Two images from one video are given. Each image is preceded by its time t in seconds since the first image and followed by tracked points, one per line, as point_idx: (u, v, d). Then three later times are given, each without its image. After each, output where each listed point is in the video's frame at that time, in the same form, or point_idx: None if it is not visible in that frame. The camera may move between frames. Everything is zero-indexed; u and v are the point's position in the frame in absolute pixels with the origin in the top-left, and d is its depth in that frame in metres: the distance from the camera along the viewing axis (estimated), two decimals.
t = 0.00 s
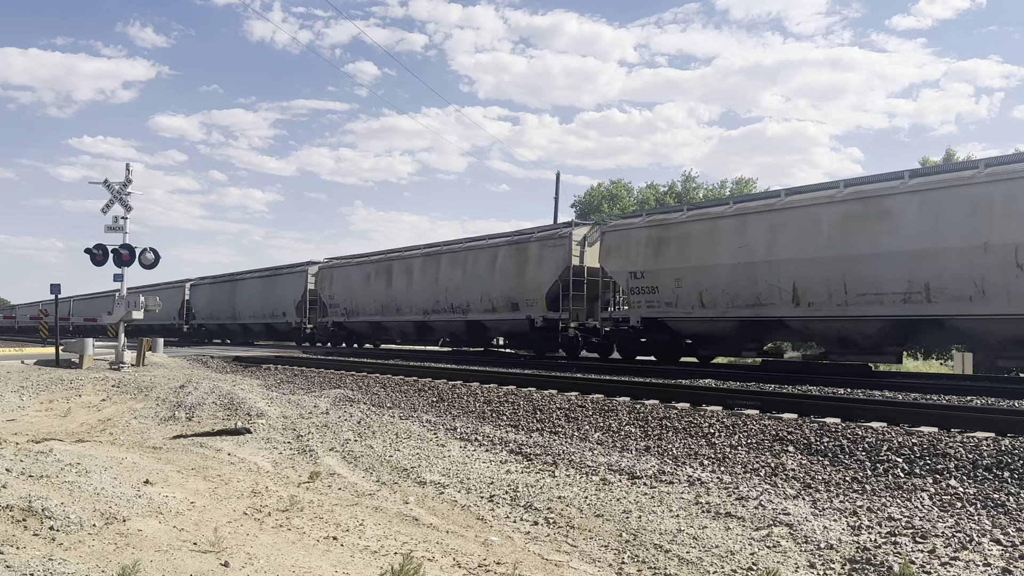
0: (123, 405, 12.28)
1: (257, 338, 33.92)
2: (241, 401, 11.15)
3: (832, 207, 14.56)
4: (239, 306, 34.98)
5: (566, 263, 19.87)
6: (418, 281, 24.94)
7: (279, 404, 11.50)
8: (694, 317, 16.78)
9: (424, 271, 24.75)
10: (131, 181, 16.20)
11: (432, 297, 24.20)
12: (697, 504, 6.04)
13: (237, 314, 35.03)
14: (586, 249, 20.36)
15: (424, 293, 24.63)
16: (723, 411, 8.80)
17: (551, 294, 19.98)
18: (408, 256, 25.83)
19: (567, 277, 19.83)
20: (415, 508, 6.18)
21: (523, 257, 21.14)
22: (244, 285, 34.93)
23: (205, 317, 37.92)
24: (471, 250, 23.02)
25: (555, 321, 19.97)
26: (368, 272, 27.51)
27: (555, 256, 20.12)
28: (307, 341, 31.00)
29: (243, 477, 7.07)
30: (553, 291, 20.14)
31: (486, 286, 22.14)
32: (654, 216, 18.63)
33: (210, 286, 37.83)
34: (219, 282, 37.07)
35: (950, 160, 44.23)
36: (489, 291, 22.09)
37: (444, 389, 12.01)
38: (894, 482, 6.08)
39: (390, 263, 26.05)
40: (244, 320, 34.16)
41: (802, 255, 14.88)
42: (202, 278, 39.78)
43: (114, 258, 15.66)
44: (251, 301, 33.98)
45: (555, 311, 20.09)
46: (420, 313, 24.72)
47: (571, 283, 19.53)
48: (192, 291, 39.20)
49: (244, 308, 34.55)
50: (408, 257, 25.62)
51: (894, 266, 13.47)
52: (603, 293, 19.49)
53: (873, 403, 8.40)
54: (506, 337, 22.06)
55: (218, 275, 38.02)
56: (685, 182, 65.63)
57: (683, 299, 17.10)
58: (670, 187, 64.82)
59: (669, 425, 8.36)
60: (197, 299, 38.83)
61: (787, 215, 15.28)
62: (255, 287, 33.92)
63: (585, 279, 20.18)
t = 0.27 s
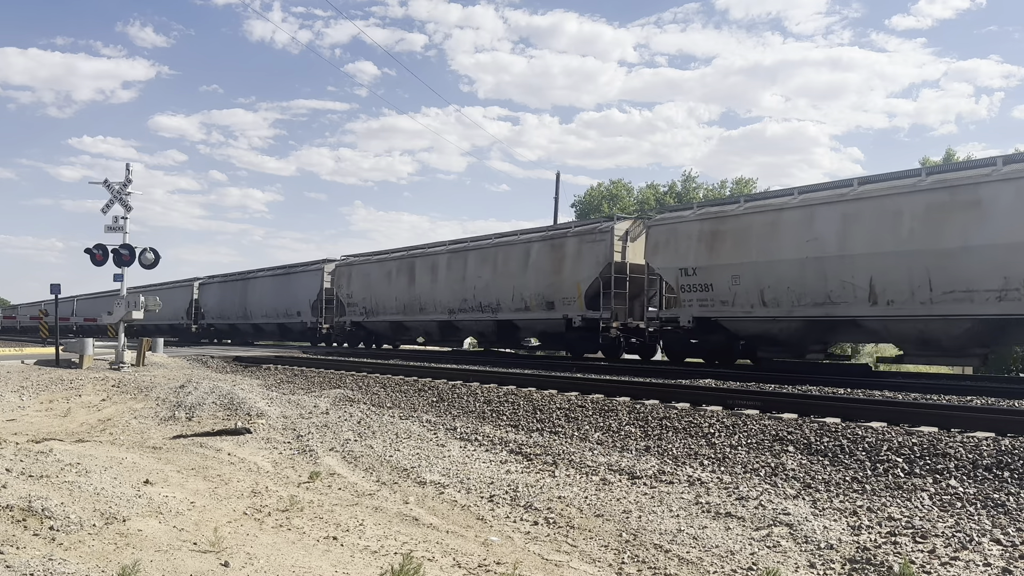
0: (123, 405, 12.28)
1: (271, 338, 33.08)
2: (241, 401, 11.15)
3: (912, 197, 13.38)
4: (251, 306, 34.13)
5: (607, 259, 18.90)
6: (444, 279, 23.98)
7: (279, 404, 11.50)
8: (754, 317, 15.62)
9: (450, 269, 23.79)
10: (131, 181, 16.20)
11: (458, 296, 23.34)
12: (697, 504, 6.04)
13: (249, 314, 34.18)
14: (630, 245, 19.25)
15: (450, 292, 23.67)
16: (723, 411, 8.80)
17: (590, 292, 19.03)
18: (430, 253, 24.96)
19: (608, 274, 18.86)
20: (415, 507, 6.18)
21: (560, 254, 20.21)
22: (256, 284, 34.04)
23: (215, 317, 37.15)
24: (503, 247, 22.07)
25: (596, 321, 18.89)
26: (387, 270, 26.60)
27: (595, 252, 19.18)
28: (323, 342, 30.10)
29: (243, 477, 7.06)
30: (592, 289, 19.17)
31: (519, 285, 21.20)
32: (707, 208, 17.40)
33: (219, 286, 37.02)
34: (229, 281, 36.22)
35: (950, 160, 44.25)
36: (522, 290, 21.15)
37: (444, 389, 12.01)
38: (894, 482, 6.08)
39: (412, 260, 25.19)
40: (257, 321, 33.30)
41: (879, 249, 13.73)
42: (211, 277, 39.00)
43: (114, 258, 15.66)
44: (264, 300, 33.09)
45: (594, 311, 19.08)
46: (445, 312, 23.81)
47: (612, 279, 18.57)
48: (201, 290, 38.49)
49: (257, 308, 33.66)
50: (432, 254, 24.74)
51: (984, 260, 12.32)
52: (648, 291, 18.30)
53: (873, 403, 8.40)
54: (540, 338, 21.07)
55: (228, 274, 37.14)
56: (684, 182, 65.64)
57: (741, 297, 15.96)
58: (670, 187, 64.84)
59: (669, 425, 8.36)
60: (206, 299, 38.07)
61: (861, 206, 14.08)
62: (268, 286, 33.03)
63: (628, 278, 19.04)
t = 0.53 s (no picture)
0: (123, 405, 12.29)
1: (285, 339, 32.27)
2: (241, 401, 11.15)
3: (1010, 184, 12.01)
4: (264, 305, 33.30)
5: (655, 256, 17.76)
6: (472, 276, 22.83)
7: (279, 404, 11.50)
8: (824, 317, 14.34)
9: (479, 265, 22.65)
10: (131, 181, 16.19)
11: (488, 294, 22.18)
12: (697, 504, 6.04)
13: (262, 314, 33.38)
14: (677, 240, 18.05)
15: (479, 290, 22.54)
16: (723, 411, 8.80)
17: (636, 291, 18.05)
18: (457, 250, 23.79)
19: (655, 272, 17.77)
20: (414, 508, 6.18)
21: (599, 249, 19.10)
22: (270, 283, 33.22)
23: (226, 317, 36.36)
24: (536, 242, 20.94)
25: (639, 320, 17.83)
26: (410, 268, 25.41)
27: (638, 247, 18.09)
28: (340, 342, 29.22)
29: (243, 477, 7.07)
30: (638, 288, 18.04)
31: (554, 282, 20.11)
32: (769, 199, 16.06)
33: (230, 285, 36.24)
34: (240, 280, 35.44)
35: (950, 160, 44.26)
36: (558, 287, 20.04)
37: (444, 389, 12.02)
38: (894, 482, 6.08)
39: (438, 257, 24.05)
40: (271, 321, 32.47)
41: (971, 242, 12.42)
42: (221, 276, 38.28)
43: (114, 258, 15.66)
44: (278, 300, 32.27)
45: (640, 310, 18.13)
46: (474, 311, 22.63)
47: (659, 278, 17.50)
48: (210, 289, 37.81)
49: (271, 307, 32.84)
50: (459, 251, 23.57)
51: None
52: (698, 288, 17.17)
53: (873, 403, 8.40)
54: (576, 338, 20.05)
55: (239, 273, 36.39)
56: (685, 182, 65.65)
57: (809, 296, 14.70)
58: (671, 187, 64.86)
59: (669, 425, 8.36)
60: (216, 299, 37.32)
61: (950, 195, 12.74)
62: (282, 286, 32.24)
63: (675, 274, 17.86)
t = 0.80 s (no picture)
0: (123, 405, 12.29)
1: (300, 339, 31.19)
2: (241, 401, 11.15)
3: None
4: (279, 305, 32.18)
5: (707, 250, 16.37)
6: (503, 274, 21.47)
7: (279, 404, 11.50)
8: (906, 316, 13.30)
9: (510, 262, 21.27)
10: (130, 181, 16.19)
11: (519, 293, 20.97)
12: (697, 504, 6.04)
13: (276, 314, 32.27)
14: (733, 234, 16.55)
15: (511, 288, 21.18)
16: (723, 411, 8.80)
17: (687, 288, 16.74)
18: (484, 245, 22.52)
19: (708, 268, 16.41)
20: (414, 507, 6.18)
21: (645, 244, 17.72)
22: (285, 281, 32.12)
23: (237, 316, 35.36)
24: (574, 237, 19.53)
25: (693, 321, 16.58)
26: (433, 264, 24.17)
27: (689, 242, 16.67)
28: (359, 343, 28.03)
29: (243, 477, 7.07)
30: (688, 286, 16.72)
31: (594, 279, 18.75)
32: (838, 189, 14.94)
33: (242, 283, 35.24)
34: (253, 278, 34.40)
35: (950, 160, 44.31)
36: (599, 285, 18.67)
37: (444, 389, 12.01)
38: (894, 482, 6.08)
39: (464, 252, 22.83)
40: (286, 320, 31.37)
41: None
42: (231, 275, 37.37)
43: (114, 258, 15.66)
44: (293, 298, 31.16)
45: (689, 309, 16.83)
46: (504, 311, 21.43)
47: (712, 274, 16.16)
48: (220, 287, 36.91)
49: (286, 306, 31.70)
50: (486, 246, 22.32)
51: None
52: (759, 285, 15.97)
53: (873, 403, 8.40)
54: (617, 339, 18.78)
55: (250, 271, 35.37)
56: (685, 182, 65.69)
57: (888, 293, 13.62)
58: (671, 187, 64.88)
59: (669, 425, 8.36)
60: (226, 298, 36.33)
61: None
62: (297, 284, 31.12)
63: (731, 270, 16.52)
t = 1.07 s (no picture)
0: (123, 405, 12.28)
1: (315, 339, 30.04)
2: (241, 401, 11.15)
3: None
4: (293, 303, 31.02)
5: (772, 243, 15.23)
6: (537, 271, 20.46)
7: (279, 404, 11.50)
8: (999, 315, 12.20)
9: (545, 259, 20.26)
10: (131, 181, 16.17)
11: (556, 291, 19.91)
12: (697, 504, 6.04)
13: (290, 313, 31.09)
14: (795, 227, 15.43)
15: (545, 285, 20.20)
16: (723, 411, 8.80)
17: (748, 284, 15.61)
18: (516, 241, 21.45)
19: (771, 263, 15.30)
20: (414, 507, 6.18)
21: (696, 240, 16.64)
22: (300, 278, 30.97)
23: (247, 315, 34.25)
24: (616, 232, 18.49)
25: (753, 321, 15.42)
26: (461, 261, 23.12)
27: (748, 237, 15.56)
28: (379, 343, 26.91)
29: (243, 477, 7.07)
30: (747, 283, 15.64)
31: (639, 277, 17.71)
32: (920, 176, 13.77)
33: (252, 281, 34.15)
34: (264, 276, 33.27)
35: (949, 160, 44.36)
36: (644, 284, 17.61)
37: (444, 389, 12.02)
38: (894, 482, 6.08)
39: (494, 249, 21.77)
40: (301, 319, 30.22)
41: None
42: (241, 273, 36.41)
43: (114, 258, 15.65)
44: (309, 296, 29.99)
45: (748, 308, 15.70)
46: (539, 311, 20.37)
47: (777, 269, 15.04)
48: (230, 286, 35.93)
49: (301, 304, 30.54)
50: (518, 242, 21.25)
51: None
52: (827, 282, 14.89)
53: (873, 402, 8.40)
54: (665, 340, 17.69)
55: (262, 269, 34.31)
56: (685, 182, 65.70)
57: (979, 291, 12.51)
58: (671, 187, 64.90)
59: (669, 425, 8.36)
60: (236, 297, 35.19)
61: None
62: (313, 282, 30.02)
63: (795, 266, 15.43)
